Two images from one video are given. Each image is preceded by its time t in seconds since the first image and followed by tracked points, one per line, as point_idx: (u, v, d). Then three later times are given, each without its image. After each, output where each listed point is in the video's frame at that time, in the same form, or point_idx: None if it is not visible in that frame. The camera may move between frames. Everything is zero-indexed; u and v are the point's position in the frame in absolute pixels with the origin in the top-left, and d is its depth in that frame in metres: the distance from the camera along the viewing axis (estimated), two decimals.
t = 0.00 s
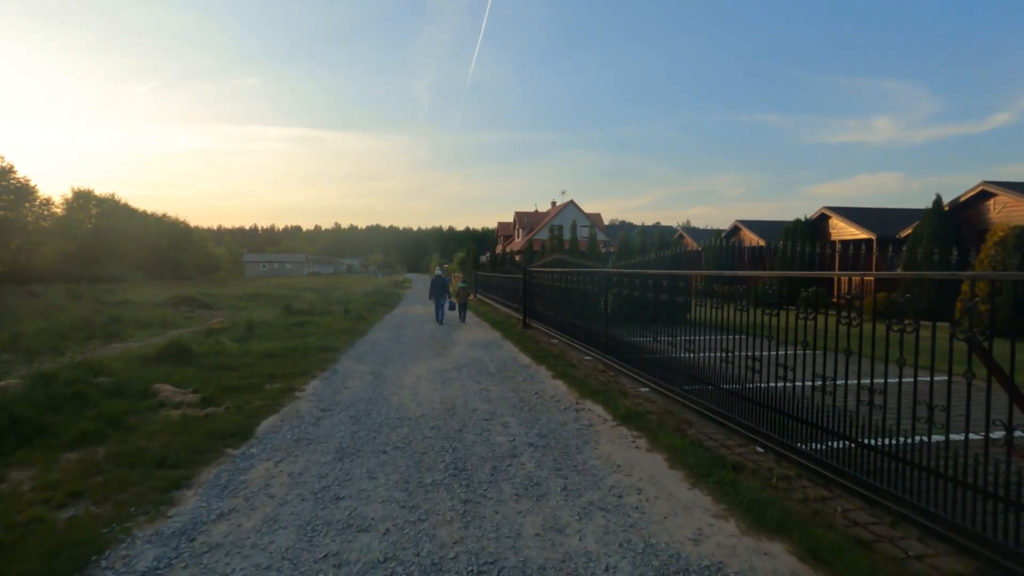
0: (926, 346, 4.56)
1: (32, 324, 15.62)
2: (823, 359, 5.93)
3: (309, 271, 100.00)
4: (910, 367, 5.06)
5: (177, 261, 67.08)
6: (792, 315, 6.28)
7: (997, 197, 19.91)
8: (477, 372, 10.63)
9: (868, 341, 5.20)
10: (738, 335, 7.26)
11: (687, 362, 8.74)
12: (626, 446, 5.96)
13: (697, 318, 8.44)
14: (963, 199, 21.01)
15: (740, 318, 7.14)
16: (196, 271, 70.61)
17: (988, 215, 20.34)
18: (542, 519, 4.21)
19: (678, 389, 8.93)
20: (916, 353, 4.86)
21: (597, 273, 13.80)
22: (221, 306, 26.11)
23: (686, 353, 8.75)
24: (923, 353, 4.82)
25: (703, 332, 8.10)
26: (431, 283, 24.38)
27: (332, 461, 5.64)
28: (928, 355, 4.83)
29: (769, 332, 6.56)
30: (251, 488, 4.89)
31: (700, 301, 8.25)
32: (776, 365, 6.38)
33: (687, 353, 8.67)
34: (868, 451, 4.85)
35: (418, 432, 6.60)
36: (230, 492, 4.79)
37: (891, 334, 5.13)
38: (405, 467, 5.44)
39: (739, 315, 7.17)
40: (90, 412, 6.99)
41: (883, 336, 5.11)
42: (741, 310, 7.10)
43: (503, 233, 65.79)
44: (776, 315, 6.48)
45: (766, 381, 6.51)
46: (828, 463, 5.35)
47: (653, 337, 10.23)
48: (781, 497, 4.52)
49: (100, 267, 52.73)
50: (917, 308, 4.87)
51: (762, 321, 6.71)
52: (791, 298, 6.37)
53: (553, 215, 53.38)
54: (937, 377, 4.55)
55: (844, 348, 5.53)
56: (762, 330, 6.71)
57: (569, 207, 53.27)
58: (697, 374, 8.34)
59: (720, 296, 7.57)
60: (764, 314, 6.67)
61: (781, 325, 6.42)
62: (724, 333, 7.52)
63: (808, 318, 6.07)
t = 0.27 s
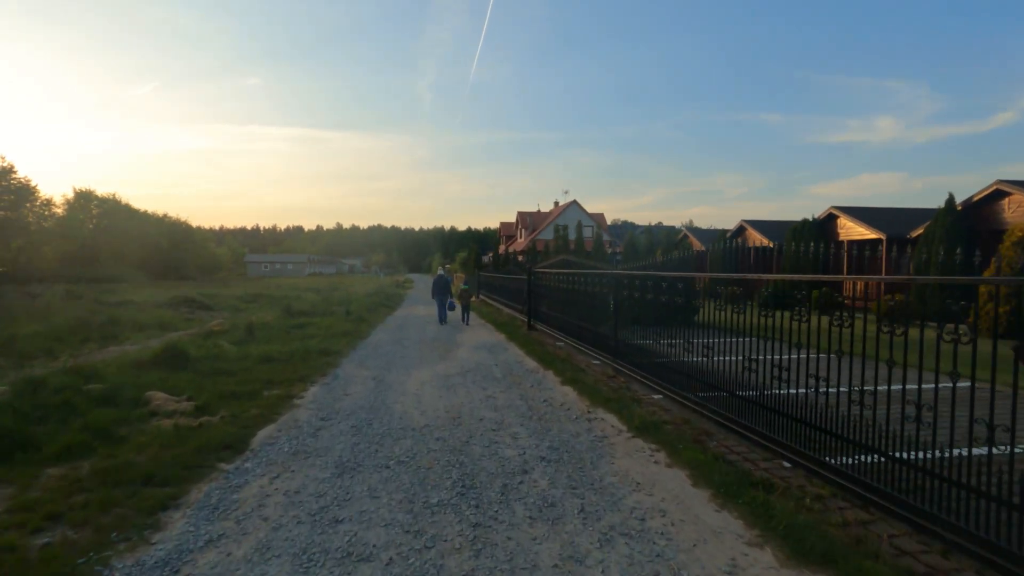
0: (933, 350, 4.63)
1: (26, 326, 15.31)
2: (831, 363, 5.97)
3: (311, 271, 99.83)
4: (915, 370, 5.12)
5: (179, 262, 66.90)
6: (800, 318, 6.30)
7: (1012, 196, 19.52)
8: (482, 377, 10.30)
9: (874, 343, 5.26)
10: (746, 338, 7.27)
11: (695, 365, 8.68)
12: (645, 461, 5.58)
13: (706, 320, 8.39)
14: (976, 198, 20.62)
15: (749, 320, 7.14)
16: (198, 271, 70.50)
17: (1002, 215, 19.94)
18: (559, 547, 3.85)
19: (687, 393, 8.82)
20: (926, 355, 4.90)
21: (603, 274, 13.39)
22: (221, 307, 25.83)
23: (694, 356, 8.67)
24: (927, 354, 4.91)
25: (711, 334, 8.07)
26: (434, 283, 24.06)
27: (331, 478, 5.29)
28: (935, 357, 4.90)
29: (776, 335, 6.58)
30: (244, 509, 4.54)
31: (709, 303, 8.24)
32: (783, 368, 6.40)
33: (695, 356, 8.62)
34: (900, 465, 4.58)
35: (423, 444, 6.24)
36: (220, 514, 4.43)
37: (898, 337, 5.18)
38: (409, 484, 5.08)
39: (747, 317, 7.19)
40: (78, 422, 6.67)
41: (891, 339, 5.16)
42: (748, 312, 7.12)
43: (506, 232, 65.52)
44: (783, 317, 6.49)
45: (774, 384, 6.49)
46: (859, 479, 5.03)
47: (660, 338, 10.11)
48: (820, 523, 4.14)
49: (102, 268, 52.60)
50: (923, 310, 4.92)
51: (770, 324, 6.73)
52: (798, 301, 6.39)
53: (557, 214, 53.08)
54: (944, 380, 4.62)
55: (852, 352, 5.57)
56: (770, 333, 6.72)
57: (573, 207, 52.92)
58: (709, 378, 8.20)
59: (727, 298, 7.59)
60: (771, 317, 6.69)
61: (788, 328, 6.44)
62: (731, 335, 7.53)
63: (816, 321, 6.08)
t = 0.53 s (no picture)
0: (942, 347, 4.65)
1: (22, 326, 14.98)
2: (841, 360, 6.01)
3: (313, 271, 99.62)
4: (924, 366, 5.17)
5: (181, 261, 66.67)
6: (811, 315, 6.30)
7: None
8: (489, 378, 9.94)
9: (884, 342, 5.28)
10: (755, 335, 7.25)
11: (705, 364, 8.53)
12: (668, 471, 5.19)
13: (716, 318, 8.27)
14: (991, 195, 20.21)
15: (760, 318, 7.11)
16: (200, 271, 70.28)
17: (1018, 212, 19.52)
18: (581, 569, 3.49)
19: (698, 392, 8.61)
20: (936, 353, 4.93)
21: (612, 273, 13.02)
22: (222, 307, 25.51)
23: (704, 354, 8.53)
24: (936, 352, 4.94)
25: (720, 332, 7.99)
26: (437, 282, 23.69)
27: (331, 489, 4.93)
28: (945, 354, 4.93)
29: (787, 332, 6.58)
30: (237, 525, 4.18)
31: (718, 301, 8.15)
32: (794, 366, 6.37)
33: (704, 354, 8.49)
34: (942, 474, 4.27)
35: (429, 452, 5.86)
36: (210, 531, 4.08)
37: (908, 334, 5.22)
38: (415, 495, 4.73)
39: (756, 315, 7.19)
40: (65, 427, 6.32)
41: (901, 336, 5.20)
42: (759, 309, 7.11)
43: (509, 232, 65.15)
44: (795, 315, 6.50)
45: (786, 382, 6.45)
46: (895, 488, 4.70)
47: (668, 336, 9.93)
48: (866, 543, 3.77)
49: (104, 267, 52.37)
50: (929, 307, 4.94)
51: (781, 322, 6.73)
52: (809, 298, 6.38)
53: (560, 213, 52.68)
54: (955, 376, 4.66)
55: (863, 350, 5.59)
56: (781, 331, 6.71)
57: (576, 206, 52.54)
58: (723, 378, 7.96)
59: (734, 296, 7.57)
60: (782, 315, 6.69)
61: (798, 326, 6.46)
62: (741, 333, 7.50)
63: (828, 318, 6.06)
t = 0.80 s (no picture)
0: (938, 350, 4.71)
1: (17, 328, 14.70)
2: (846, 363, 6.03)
3: (316, 270, 99.51)
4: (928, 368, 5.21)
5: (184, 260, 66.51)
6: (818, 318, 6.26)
7: None
8: (495, 383, 9.60)
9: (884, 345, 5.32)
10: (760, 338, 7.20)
11: (715, 368, 8.31)
12: (690, 490, 4.83)
13: (723, 321, 8.16)
14: (1006, 193, 19.83)
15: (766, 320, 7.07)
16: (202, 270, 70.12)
17: None
18: None
19: (708, 397, 8.35)
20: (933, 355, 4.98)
21: (620, 274, 12.66)
22: (223, 307, 25.23)
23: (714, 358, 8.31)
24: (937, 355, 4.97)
25: (728, 335, 7.89)
26: (440, 282, 23.36)
27: (328, 508, 4.57)
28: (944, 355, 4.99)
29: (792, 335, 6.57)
30: (224, 552, 3.83)
31: (726, 304, 8.05)
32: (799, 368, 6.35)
33: (712, 357, 8.31)
34: (987, 494, 3.93)
35: (433, 466, 5.50)
36: (194, 559, 3.72)
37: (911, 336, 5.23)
38: (419, 516, 4.38)
39: (761, 317, 7.16)
40: (49, 437, 6.02)
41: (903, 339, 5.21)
42: (764, 311, 7.07)
43: (512, 231, 64.81)
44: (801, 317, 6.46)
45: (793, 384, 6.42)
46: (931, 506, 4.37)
47: (674, 338, 9.74)
48: None
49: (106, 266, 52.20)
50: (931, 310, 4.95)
51: (787, 324, 6.70)
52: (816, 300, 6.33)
53: (564, 212, 52.32)
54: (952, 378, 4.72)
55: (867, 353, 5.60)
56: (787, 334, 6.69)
57: (580, 205, 52.19)
58: (737, 384, 7.68)
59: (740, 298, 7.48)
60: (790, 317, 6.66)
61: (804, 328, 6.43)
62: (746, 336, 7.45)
63: (833, 320, 6.02)
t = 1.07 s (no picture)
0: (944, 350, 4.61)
1: (6, 330, 14.30)
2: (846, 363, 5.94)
3: (315, 271, 99.15)
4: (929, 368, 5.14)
5: (183, 261, 66.12)
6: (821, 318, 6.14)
7: None
8: (500, 388, 9.24)
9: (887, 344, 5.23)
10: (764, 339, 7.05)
11: (725, 370, 8.05)
12: (715, 507, 4.45)
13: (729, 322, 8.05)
14: (1017, 193, 19.50)
15: (769, 321, 6.92)
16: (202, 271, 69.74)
17: None
18: None
19: (718, 401, 8.08)
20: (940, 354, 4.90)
21: (626, 274, 12.30)
22: (220, 308, 24.82)
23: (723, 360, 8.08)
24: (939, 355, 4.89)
25: (735, 336, 7.73)
26: (441, 282, 23.01)
27: (321, 528, 4.19)
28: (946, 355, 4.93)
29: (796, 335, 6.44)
30: None
31: (732, 305, 7.95)
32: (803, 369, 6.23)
33: (721, 359, 8.09)
34: None
35: (435, 480, 5.11)
36: None
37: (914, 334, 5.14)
38: (421, 538, 4.01)
39: (762, 317, 7.02)
40: (26, 448, 5.64)
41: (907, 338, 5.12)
42: (765, 311, 6.94)
43: (513, 232, 64.47)
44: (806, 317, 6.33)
45: (801, 385, 6.31)
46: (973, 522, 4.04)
47: (680, 340, 9.53)
48: None
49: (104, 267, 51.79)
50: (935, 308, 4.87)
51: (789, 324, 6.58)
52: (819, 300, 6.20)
53: (565, 213, 51.98)
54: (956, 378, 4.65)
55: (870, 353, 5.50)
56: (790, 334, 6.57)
57: (581, 205, 51.84)
58: (749, 387, 7.39)
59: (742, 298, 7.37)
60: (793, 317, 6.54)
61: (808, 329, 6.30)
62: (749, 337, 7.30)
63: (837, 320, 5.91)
